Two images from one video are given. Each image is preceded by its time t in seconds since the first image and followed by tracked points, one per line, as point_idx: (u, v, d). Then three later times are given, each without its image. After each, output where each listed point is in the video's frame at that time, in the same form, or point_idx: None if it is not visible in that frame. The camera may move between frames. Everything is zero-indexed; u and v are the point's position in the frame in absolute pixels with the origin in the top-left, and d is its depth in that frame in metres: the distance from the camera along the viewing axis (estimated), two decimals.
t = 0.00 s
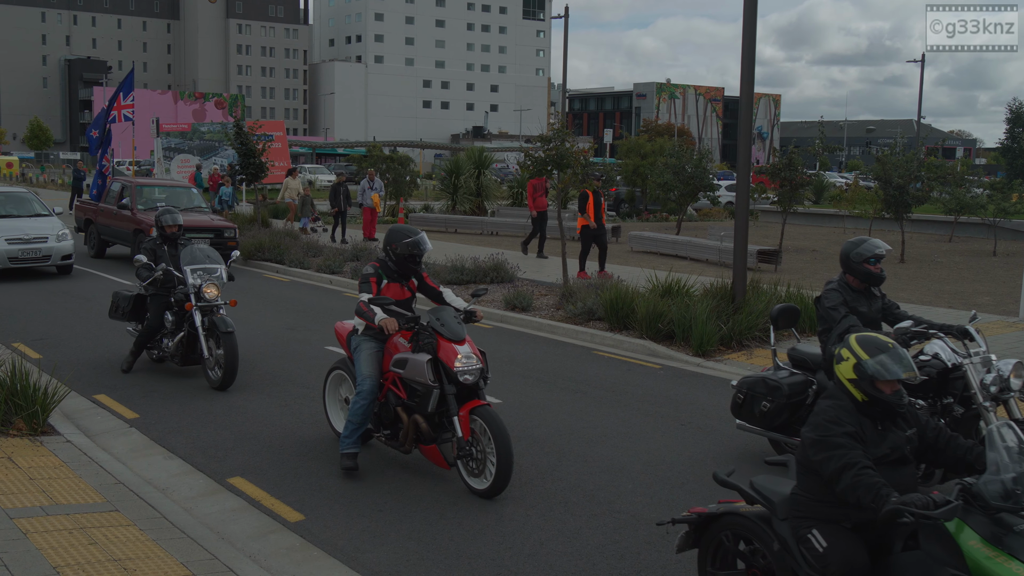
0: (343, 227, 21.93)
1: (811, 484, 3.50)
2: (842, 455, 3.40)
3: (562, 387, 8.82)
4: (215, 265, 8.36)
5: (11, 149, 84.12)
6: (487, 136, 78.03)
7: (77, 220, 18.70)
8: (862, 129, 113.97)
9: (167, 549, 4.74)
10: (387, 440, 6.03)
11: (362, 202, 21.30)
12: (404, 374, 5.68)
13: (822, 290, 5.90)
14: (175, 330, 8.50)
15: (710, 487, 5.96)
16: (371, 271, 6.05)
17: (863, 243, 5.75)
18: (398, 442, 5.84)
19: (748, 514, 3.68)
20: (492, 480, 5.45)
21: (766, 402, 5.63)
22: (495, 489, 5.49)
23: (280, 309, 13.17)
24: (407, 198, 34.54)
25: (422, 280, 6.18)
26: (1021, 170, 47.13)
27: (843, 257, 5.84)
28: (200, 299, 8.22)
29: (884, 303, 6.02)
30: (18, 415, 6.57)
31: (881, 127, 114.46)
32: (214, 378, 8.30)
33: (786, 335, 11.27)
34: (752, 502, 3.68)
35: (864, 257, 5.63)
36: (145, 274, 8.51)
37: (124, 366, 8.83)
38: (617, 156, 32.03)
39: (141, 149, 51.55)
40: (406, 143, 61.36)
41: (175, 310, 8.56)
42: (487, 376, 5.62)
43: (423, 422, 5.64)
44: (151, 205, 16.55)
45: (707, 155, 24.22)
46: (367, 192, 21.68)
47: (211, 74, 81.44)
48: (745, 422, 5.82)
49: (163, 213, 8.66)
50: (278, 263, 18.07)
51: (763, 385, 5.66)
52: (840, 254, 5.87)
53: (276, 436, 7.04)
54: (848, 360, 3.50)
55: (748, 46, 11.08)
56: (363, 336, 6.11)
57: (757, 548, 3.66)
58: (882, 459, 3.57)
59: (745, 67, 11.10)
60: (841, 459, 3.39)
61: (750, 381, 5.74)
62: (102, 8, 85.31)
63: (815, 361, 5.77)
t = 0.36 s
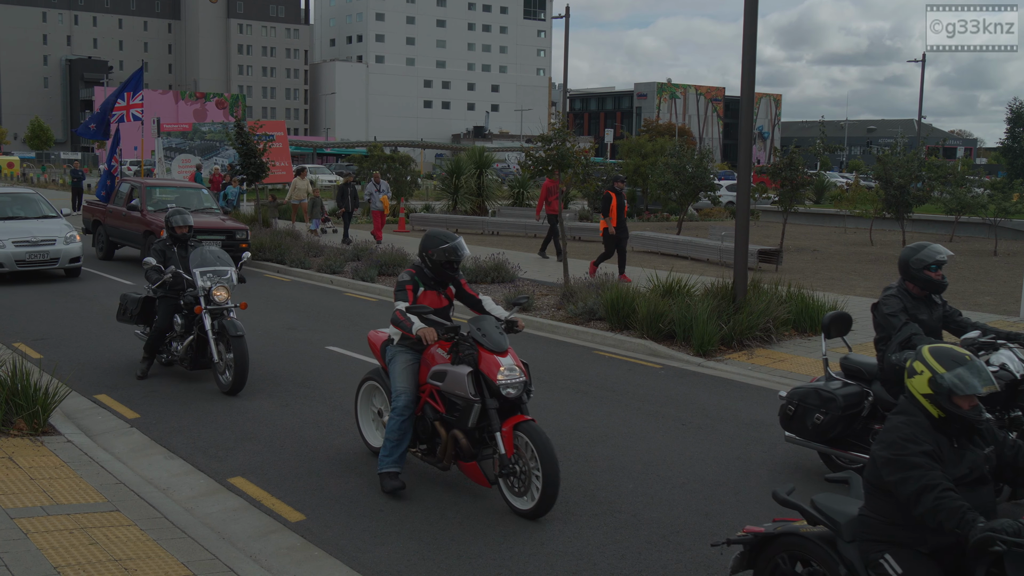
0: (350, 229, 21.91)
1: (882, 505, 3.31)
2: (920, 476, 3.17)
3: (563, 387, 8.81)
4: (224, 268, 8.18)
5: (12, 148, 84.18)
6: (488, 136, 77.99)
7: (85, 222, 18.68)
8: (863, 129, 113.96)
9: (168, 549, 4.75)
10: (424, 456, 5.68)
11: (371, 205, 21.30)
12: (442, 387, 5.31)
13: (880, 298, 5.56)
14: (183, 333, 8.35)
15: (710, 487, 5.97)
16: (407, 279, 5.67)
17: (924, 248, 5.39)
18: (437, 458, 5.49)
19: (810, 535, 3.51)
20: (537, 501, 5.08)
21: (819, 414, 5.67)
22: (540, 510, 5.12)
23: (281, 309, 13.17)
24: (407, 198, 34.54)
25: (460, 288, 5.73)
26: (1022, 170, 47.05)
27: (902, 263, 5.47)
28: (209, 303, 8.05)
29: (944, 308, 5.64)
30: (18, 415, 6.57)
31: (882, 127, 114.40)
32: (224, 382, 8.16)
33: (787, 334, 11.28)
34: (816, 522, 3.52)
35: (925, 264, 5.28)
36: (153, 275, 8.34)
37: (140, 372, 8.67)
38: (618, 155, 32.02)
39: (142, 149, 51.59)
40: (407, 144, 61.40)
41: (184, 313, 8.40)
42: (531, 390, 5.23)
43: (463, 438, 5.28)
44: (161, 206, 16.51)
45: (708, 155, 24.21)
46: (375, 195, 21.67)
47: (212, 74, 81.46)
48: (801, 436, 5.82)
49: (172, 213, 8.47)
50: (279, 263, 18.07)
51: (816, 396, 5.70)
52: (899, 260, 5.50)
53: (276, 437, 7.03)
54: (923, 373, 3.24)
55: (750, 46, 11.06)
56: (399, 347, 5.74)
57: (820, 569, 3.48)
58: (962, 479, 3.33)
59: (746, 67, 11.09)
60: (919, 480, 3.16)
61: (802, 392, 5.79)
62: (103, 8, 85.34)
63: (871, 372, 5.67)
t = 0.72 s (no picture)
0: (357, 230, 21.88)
1: (958, 530, 3.00)
2: (1005, 502, 2.86)
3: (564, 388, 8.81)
4: (235, 270, 7.91)
5: (11, 149, 84.05)
6: (488, 137, 77.96)
7: (92, 224, 18.57)
8: (862, 129, 114.05)
9: (168, 549, 4.75)
10: (472, 475, 5.32)
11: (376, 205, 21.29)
12: (495, 403, 4.95)
13: (937, 306, 5.30)
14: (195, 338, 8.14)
15: (709, 487, 5.98)
16: (455, 288, 5.28)
17: (988, 256, 5.09)
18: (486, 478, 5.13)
19: (876, 559, 3.24)
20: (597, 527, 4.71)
21: (873, 427, 5.41)
22: (599, 536, 4.76)
23: (281, 310, 13.16)
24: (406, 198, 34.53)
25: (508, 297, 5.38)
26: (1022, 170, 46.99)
27: (963, 270, 5.19)
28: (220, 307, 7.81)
29: (1004, 317, 5.37)
30: (18, 416, 6.57)
31: (881, 128, 114.41)
32: (236, 389, 7.93)
33: (786, 335, 11.30)
34: (883, 546, 3.24)
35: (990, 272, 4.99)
36: (164, 279, 8.14)
37: (145, 374, 8.50)
38: (618, 156, 32.02)
39: (142, 150, 51.52)
40: (407, 145, 61.39)
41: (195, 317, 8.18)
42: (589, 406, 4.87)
43: (514, 457, 4.93)
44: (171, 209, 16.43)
45: (708, 156, 24.21)
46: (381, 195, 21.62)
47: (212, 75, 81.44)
48: (851, 448, 5.58)
49: (183, 214, 8.24)
50: (279, 263, 18.07)
51: (869, 408, 5.45)
52: (959, 267, 5.21)
53: (277, 438, 7.02)
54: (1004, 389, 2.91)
55: (750, 47, 11.07)
56: (443, 359, 5.39)
57: None
58: None
59: (745, 68, 11.11)
60: (1005, 505, 2.85)
61: (854, 403, 5.54)
62: (103, 8, 85.31)
63: (927, 383, 5.47)
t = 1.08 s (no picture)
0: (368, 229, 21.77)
1: None
2: None
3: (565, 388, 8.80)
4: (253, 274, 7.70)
5: (11, 148, 84.00)
6: (489, 137, 77.92)
7: (99, 223, 18.43)
8: (863, 130, 114.11)
9: (167, 548, 4.75)
10: (526, 493, 4.99)
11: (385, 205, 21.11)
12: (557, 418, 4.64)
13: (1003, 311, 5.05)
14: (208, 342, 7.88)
15: (709, 487, 5.97)
16: (516, 293, 4.94)
17: None
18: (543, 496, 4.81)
19: None
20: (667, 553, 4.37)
21: (927, 439, 5.28)
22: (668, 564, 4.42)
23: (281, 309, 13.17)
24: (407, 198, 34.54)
25: (568, 305, 5.10)
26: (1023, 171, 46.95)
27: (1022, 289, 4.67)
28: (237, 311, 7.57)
29: None
30: (18, 414, 6.58)
31: (882, 128, 114.38)
32: (253, 396, 7.68)
33: (786, 335, 11.30)
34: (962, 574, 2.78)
35: None
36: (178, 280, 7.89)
37: (166, 384, 8.24)
38: (618, 156, 32.02)
39: (143, 149, 51.53)
40: (407, 144, 61.34)
41: (211, 321, 7.97)
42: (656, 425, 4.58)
43: (577, 475, 4.61)
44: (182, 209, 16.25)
45: (708, 157, 24.24)
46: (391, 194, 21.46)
47: (213, 73, 81.46)
48: (902, 460, 5.45)
49: (199, 216, 8.02)
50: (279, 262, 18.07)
51: (924, 420, 5.31)
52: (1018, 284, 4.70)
53: (277, 437, 7.01)
54: None
55: (750, 47, 11.07)
56: (497, 370, 5.10)
57: None
58: None
59: (746, 68, 11.12)
60: None
61: (909, 414, 5.41)
62: (104, 7, 85.35)
63: (985, 395, 5.22)
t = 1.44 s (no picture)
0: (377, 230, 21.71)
1: None
2: None
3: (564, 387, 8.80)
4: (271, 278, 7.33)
5: (11, 147, 83.92)
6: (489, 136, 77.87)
7: (106, 224, 18.23)
8: (863, 130, 114.06)
9: (167, 547, 4.74)
10: (585, 514, 4.66)
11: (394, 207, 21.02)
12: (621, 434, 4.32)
13: None
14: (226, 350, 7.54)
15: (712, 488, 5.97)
16: (568, 302, 4.67)
17: None
18: (604, 518, 4.47)
19: None
20: None
21: (981, 452, 5.14)
22: None
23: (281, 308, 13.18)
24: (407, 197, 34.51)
25: (618, 313, 4.81)
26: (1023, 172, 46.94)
27: None
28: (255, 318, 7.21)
29: None
30: (18, 413, 6.57)
31: (882, 128, 114.38)
32: (273, 406, 7.32)
33: (786, 335, 11.30)
34: None
35: None
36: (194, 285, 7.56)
37: (183, 392, 7.92)
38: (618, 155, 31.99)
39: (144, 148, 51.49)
40: (408, 144, 61.29)
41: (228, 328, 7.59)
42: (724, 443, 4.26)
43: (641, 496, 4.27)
44: (192, 210, 16.08)
45: (708, 156, 24.22)
46: (399, 195, 21.37)
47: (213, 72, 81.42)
48: (952, 473, 5.32)
49: (216, 218, 7.70)
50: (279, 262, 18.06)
51: (977, 431, 5.18)
52: None
53: (278, 436, 7.01)
54: None
55: (750, 47, 11.07)
56: (549, 385, 4.81)
57: None
58: None
59: (746, 68, 11.12)
60: None
61: (961, 426, 5.28)
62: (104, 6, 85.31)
63: None
